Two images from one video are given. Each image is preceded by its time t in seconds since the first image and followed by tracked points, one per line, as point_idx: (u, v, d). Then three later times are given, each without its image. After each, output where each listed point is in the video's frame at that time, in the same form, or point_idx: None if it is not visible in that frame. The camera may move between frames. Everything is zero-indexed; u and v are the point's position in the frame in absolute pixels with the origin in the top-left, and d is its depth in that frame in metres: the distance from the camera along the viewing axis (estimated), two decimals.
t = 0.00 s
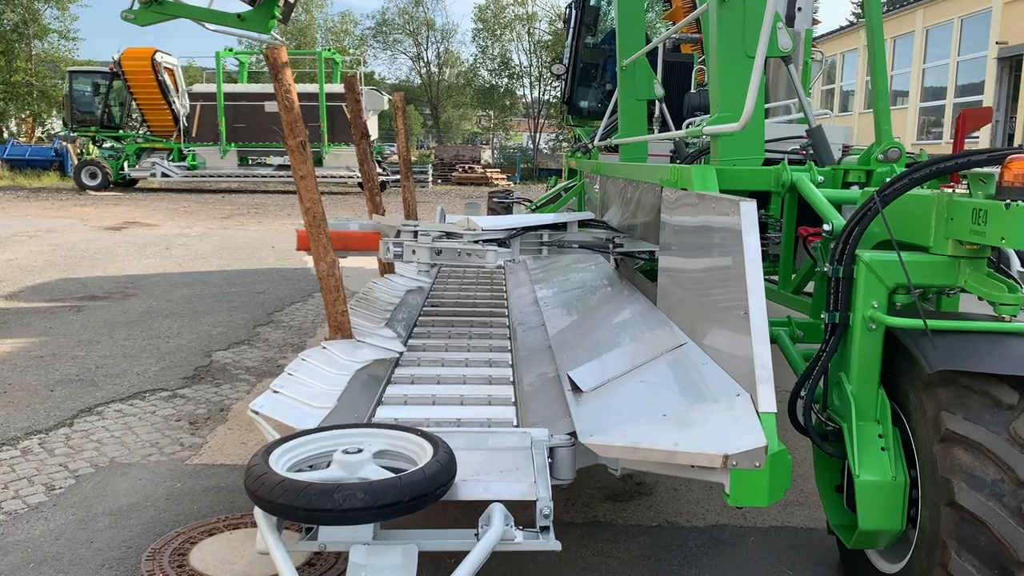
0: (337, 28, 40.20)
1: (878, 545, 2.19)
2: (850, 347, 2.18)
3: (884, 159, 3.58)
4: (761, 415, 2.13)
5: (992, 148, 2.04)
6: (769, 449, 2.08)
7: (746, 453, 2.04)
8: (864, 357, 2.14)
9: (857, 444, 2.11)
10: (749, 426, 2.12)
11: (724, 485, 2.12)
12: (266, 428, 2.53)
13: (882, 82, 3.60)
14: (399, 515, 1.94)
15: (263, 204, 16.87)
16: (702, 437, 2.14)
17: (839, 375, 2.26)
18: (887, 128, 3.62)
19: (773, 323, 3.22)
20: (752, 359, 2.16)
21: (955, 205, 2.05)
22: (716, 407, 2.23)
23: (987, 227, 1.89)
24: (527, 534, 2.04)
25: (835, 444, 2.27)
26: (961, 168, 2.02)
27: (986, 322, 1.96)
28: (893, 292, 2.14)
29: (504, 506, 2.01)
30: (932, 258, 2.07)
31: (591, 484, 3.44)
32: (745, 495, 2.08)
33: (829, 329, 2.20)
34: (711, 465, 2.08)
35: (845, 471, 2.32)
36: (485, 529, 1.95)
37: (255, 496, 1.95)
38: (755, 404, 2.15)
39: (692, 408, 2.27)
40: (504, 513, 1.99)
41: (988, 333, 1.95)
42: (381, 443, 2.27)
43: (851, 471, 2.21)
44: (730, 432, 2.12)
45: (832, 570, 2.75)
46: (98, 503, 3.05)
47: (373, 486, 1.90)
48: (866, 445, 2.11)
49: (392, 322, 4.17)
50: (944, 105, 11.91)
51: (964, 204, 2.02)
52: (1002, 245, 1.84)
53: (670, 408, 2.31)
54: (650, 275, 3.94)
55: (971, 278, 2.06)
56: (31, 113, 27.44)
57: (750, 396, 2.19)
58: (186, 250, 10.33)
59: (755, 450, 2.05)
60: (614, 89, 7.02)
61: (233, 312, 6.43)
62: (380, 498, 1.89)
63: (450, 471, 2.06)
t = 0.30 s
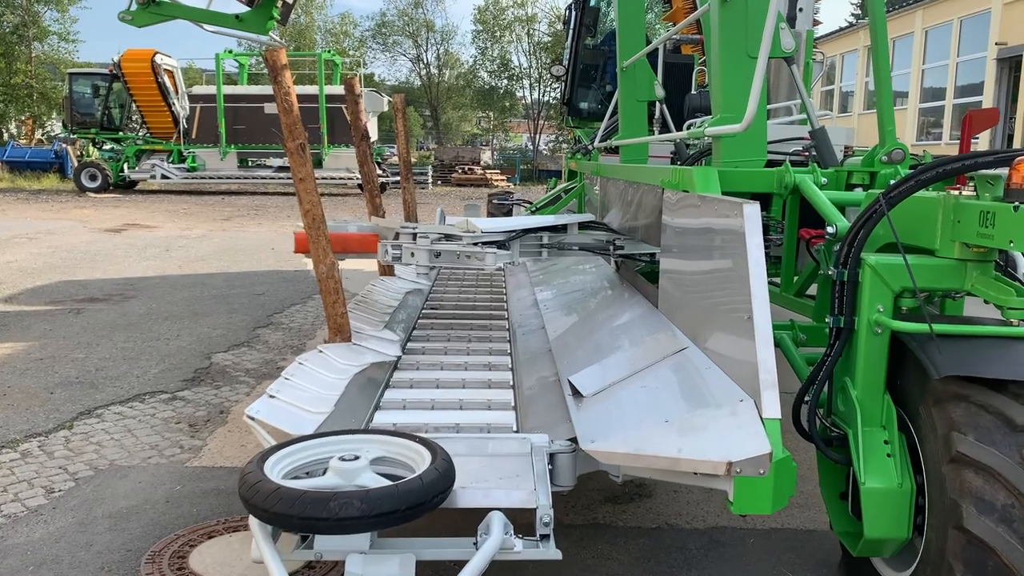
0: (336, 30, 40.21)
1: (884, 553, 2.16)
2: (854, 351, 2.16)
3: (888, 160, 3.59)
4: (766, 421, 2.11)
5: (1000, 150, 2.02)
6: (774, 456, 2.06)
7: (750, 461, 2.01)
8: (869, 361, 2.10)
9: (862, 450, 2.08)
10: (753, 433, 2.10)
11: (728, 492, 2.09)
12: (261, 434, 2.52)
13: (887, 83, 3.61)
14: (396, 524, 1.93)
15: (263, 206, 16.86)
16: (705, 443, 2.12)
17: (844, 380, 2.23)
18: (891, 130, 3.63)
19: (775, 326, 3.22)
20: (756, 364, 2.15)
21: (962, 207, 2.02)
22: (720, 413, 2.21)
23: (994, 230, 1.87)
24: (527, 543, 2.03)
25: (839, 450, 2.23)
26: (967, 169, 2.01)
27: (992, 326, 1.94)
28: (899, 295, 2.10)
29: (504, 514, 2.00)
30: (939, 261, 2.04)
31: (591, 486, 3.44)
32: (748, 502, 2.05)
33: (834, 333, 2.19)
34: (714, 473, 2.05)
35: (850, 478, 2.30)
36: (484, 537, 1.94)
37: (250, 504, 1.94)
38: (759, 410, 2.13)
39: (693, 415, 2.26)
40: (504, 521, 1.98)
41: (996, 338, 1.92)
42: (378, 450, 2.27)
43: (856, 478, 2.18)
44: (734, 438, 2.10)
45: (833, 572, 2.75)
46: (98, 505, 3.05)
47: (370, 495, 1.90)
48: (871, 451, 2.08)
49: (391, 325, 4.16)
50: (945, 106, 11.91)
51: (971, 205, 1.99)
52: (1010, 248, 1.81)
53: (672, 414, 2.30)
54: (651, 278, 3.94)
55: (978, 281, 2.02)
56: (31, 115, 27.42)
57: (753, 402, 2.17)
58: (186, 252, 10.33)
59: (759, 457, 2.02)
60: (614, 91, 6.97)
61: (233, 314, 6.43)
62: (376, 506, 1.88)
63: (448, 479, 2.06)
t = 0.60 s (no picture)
0: (337, 34, 40.27)
1: (892, 563, 2.10)
2: (862, 357, 2.10)
3: (894, 163, 3.55)
4: (773, 429, 2.07)
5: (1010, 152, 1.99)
6: (781, 464, 2.03)
7: (756, 470, 1.99)
8: (877, 367, 2.06)
9: (871, 459, 2.02)
10: (759, 440, 2.07)
11: (734, 501, 2.07)
12: (258, 441, 2.52)
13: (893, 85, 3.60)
14: (395, 535, 1.91)
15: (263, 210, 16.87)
16: (710, 451, 2.10)
17: (851, 386, 2.18)
18: (897, 132, 3.62)
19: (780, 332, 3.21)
20: (763, 371, 2.12)
21: (971, 210, 1.99)
22: (726, 421, 2.19)
23: (1005, 233, 1.84)
24: (529, 554, 2.01)
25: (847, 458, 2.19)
26: (977, 172, 1.95)
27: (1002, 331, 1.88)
28: (908, 300, 2.06)
29: (507, 525, 1.98)
30: (948, 265, 2.01)
31: (593, 490, 3.44)
32: (756, 512, 2.02)
33: (840, 339, 2.12)
34: (720, 482, 2.02)
35: (858, 486, 2.23)
36: (486, 548, 1.92)
37: (246, 515, 1.91)
38: (766, 418, 2.11)
39: (698, 423, 2.24)
40: (506, 532, 1.96)
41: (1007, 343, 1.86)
42: (377, 458, 2.25)
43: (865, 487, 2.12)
44: (740, 447, 2.07)
45: None
46: (99, 510, 3.05)
47: (369, 506, 1.87)
48: (880, 460, 2.02)
49: (392, 330, 4.16)
50: (945, 107, 11.92)
51: (981, 208, 1.97)
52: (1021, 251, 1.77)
53: (677, 421, 2.28)
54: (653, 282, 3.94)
55: (988, 286, 2.00)
56: (32, 120, 27.47)
57: (760, 409, 2.15)
58: (187, 256, 10.35)
59: (766, 465, 1.99)
60: (614, 93, 6.91)
61: (234, 318, 6.43)
62: (376, 518, 1.85)
63: (449, 489, 2.03)
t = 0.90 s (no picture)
0: (339, 37, 40.35)
1: (903, 570, 2.09)
2: (871, 361, 2.09)
3: (901, 163, 3.54)
4: (781, 436, 2.07)
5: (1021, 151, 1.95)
6: (790, 472, 2.02)
7: (763, 477, 1.98)
8: (887, 371, 2.04)
9: (881, 464, 2.01)
10: (767, 448, 2.07)
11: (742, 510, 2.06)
12: (258, 450, 2.54)
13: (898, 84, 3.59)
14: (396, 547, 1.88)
15: (266, 213, 16.89)
16: (716, 459, 2.09)
17: (860, 391, 2.17)
18: (903, 132, 3.61)
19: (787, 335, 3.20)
20: (770, 375, 2.11)
21: (982, 211, 1.97)
22: (732, 427, 2.18)
23: (1016, 234, 1.82)
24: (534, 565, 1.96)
25: (856, 463, 2.17)
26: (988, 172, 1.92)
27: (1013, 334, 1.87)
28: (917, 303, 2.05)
29: (509, 535, 1.93)
30: (958, 267, 1.99)
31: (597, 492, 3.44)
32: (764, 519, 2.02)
33: (849, 343, 2.12)
34: (728, 490, 2.02)
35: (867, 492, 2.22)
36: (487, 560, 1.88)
37: (245, 528, 1.90)
38: (774, 424, 2.10)
39: (704, 430, 2.23)
40: (508, 543, 1.92)
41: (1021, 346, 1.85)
42: (377, 467, 2.24)
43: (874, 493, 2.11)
44: (748, 454, 2.06)
45: None
46: (103, 514, 3.05)
47: (369, 518, 1.84)
48: (890, 466, 2.01)
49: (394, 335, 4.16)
50: (948, 106, 11.91)
51: (991, 209, 1.94)
52: None
53: (682, 428, 2.27)
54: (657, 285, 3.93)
55: (998, 288, 1.98)
56: (35, 125, 27.53)
57: (767, 415, 2.14)
58: (190, 260, 10.36)
59: (774, 473, 1.98)
60: (617, 94, 6.98)
61: (237, 322, 6.44)
62: (376, 529, 1.83)
63: (451, 499, 2.02)
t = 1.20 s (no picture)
0: (342, 37, 40.41)
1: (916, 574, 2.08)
2: (881, 364, 2.09)
3: (909, 161, 3.53)
4: (790, 441, 2.06)
5: None
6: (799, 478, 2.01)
7: (772, 484, 1.97)
8: (897, 372, 2.04)
9: (892, 469, 2.00)
10: (776, 454, 2.06)
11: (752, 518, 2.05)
12: (258, 458, 2.51)
13: (905, 80, 3.56)
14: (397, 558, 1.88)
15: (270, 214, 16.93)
16: (724, 466, 2.08)
17: (871, 394, 2.16)
18: (910, 130, 3.59)
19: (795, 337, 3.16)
20: (779, 379, 2.11)
21: (994, 210, 1.95)
22: (740, 432, 2.17)
23: None
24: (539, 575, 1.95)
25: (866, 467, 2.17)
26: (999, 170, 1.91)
27: None
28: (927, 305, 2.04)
29: (513, 544, 1.92)
30: (969, 269, 1.98)
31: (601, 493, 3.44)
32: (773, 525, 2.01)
33: (859, 345, 2.11)
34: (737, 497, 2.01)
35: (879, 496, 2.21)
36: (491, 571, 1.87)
37: (244, 539, 1.90)
38: (782, 429, 2.09)
39: (711, 435, 2.22)
40: (512, 552, 1.91)
41: None
42: (379, 475, 2.24)
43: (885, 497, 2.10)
44: (757, 462, 2.05)
45: None
46: (109, 515, 3.06)
47: (369, 528, 1.84)
48: (901, 470, 2.00)
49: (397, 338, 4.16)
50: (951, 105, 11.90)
51: (1002, 208, 1.92)
52: None
53: (689, 433, 2.26)
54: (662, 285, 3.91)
55: (1012, 288, 1.96)
56: (40, 127, 27.61)
57: (775, 420, 2.13)
58: (194, 261, 10.38)
59: (784, 480, 1.97)
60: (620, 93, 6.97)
61: (241, 322, 6.45)
62: (376, 540, 1.83)
63: (453, 507, 2.01)
